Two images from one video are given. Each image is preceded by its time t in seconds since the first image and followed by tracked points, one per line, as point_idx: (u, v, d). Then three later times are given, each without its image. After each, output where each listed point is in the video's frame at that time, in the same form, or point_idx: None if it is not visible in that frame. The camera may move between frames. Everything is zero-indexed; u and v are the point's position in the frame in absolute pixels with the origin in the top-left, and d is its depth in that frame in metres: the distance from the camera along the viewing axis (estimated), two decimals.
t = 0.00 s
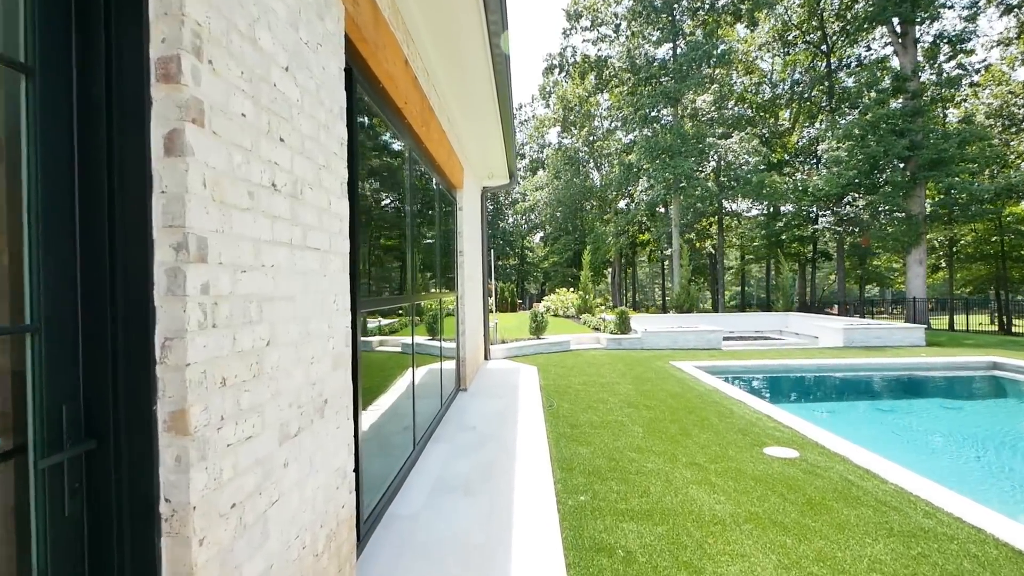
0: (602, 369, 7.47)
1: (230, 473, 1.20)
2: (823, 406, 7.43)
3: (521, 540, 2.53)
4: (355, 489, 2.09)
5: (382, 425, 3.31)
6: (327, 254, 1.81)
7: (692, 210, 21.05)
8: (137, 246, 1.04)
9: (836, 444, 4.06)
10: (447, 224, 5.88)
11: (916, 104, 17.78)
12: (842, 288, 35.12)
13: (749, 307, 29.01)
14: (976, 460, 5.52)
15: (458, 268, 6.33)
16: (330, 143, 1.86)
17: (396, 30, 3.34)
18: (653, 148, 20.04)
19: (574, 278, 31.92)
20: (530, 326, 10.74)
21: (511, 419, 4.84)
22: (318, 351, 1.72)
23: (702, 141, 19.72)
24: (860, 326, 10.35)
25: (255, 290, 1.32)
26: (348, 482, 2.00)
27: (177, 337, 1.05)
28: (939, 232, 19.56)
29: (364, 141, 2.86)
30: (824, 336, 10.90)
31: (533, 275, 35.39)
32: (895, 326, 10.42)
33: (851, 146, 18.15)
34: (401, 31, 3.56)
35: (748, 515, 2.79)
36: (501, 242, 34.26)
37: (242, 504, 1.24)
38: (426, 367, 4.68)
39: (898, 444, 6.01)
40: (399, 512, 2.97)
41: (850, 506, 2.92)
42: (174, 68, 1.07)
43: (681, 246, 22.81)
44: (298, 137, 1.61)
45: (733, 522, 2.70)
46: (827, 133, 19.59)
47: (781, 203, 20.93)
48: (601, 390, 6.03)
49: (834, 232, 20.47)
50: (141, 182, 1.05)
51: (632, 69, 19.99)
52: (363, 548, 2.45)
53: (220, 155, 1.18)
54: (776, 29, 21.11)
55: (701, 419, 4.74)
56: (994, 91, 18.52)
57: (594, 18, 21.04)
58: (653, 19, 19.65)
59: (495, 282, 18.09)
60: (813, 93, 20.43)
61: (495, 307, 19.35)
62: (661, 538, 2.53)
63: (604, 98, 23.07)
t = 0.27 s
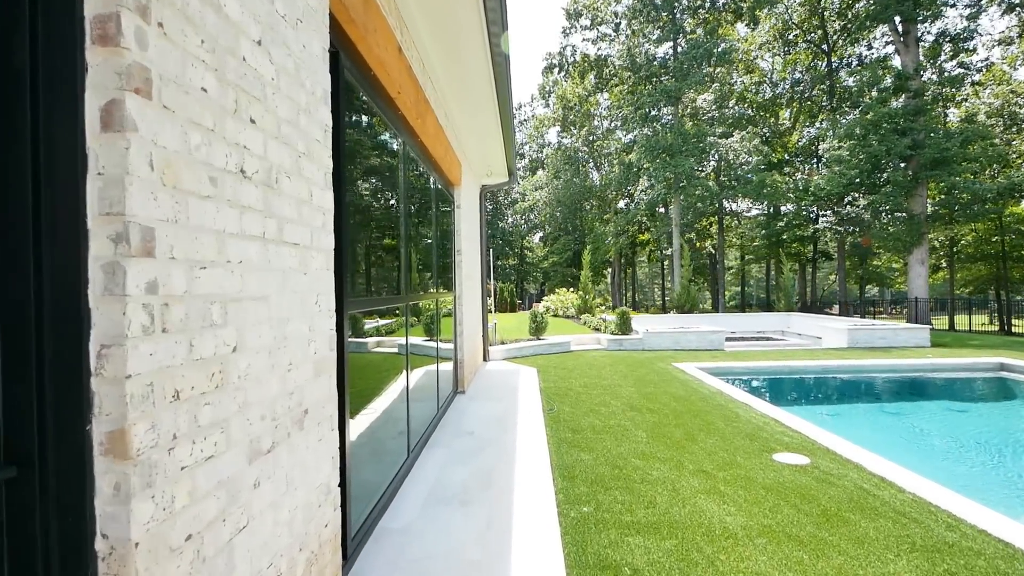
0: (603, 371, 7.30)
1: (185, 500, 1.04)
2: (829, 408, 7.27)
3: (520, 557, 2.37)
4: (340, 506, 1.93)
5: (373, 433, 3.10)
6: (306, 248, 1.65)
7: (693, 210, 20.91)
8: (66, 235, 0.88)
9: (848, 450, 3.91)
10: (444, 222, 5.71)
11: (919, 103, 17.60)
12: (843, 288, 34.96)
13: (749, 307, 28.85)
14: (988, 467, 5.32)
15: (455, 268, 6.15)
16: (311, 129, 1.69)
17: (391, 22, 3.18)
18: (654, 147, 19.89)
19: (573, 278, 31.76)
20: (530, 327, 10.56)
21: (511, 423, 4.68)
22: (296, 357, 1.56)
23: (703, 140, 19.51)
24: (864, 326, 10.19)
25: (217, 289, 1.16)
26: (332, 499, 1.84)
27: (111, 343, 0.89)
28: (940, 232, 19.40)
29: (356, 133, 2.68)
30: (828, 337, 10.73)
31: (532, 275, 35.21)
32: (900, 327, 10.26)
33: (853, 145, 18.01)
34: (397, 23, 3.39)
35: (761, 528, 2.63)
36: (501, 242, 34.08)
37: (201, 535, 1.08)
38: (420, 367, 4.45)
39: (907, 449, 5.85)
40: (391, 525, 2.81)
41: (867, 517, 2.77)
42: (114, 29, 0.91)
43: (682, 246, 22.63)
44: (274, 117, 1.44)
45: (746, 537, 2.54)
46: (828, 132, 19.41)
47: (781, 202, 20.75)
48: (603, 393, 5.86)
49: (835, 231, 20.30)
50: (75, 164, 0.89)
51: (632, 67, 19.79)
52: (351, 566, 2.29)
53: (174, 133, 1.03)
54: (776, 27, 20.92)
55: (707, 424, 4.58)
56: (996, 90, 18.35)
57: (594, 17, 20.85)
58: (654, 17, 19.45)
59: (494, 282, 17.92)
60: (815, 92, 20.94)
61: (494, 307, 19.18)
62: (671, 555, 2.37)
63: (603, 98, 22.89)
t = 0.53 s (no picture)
0: (604, 373, 7.12)
1: (107, 541, 0.86)
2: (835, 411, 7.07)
3: None
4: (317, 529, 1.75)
5: (360, 440, 2.89)
6: (274, 240, 1.46)
7: (693, 209, 20.75)
8: None
9: (862, 457, 3.72)
10: (439, 220, 5.52)
11: (922, 101, 17.39)
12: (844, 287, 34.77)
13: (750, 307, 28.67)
14: (1000, 473, 5.10)
15: (451, 267, 5.96)
16: (280, 108, 1.51)
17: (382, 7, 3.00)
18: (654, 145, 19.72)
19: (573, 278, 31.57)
20: (529, 327, 10.39)
21: (508, 427, 4.50)
22: (261, 363, 1.37)
23: (704, 138, 19.27)
24: (869, 327, 10.00)
25: (154, 287, 0.98)
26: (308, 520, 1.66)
27: None
28: (943, 231, 19.21)
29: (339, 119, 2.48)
30: (832, 337, 10.55)
31: (532, 275, 35.03)
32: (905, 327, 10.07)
33: (855, 144, 17.84)
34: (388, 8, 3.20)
35: (775, 545, 2.45)
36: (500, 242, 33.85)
37: None
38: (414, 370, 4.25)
39: (918, 454, 5.65)
40: (379, 541, 2.63)
41: (886, 532, 2.59)
42: None
43: (682, 245, 22.43)
44: (231, 90, 1.26)
45: (760, 555, 2.36)
46: (830, 131, 19.21)
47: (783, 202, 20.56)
48: (604, 396, 5.67)
49: (837, 231, 20.10)
50: None
51: (631, 65, 19.58)
52: None
53: (88, 96, 0.85)
54: (777, 25, 20.73)
55: (712, 429, 4.40)
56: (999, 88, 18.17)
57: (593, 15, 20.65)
58: (654, 15, 19.24)
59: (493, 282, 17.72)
60: (816, 91, 20.80)
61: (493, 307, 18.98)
62: None
63: (603, 97, 22.70)
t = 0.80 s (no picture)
0: (604, 376, 6.95)
1: None
2: (844, 416, 6.87)
3: None
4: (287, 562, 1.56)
5: (342, 453, 2.69)
6: (230, 237, 1.27)
7: (694, 209, 20.59)
8: None
9: (878, 468, 3.52)
10: (434, 219, 5.34)
11: (925, 99, 17.21)
12: (845, 288, 34.59)
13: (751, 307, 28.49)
14: (1014, 483, 4.89)
15: (446, 266, 5.77)
16: (241, 87, 1.33)
17: None
18: (654, 144, 19.55)
19: (573, 278, 31.40)
20: (528, 328, 10.21)
21: (506, 435, 4.31)
22: (213, 380, 1.19)
23: (705, 136, 19.03)
24: (874, 328, 9.81)
25: (56, 295, 0.79)
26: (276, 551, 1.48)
27: None
28: (947, 231, 19.01)
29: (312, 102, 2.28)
30: (836, 339, 10.36)
31: (531, 275, 34.84)
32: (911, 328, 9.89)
33: (857, 143, 17.65)
34: None
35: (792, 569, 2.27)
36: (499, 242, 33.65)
37: None
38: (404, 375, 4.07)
39: (931, 463, 5.45)
40: (365, 565, 2.45)
41: (910, 553, 2.41)
42: None
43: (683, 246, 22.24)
44: (174, 62, 1.08)
45: None
46: (832, 130, 19.06)
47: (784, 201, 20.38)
48: (605, 401, 5.48)
49: (839, 231, 19.91)
50: None
51: (632, 63, 19.38)
52: None
53: None
54: (778, 23, 20.57)
55: (719, 436, 4.21)
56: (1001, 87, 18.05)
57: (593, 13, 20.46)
58: (654, 12, 19.05)
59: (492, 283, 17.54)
60: (817, 90, 20.44)
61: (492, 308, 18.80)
62: None
63: (603, 96, 22.55)
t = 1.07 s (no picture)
0: (606, 378, 6.78)
1: None
2: (851, 419, 6.70)
3: None
4: None
5: (325, 468, 2.52)
6: (186, 230, 1.11)
7: (694, 209, 20.46)
8: None
9: (895, 478, 3.35)
10: (431, 216, 5.19)
11: (927, 98, 17.05)
12: (846, 289, 34.43)
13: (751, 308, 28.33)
14: None
15: (443, 266, 5.61)
16: (199, 57, 1.16)
17: None
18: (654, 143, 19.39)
19: (572, 278, 31.24)
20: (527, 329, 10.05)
21: (505, 440, 4.16)
22: (163, 395, 1.02)
23: (706, 136, 18.86)
24: (879, 329, 9.64)
25: None
26: None
27: None
28: (949, 230, 18.85)
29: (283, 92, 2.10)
30: (840, 340, 10.19)
31: (530, 275, 34.66)
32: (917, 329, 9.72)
33: (859, 141, 17.50)
34: None
35: None
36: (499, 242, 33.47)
37: None
38: (396, 378, 3.88)
39: (943, 469, 5.27)
40: None
41: (936, 572, 2.25)
42: None
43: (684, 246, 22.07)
44: (110, 22, 0.91)
45: None
46: (834, 130, 18.90)
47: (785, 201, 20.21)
48: (607, 405, 5.32)
49: (840, 230, 19.75)
50: None
51: (632, 62, 19.21)
52: None
53: None
54: (779, 22, 20.42)
55: (726, 443, 4.05)
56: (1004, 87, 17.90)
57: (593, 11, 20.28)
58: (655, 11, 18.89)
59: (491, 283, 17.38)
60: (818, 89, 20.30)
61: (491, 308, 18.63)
62: None
63: (603, 95, 22.39)
